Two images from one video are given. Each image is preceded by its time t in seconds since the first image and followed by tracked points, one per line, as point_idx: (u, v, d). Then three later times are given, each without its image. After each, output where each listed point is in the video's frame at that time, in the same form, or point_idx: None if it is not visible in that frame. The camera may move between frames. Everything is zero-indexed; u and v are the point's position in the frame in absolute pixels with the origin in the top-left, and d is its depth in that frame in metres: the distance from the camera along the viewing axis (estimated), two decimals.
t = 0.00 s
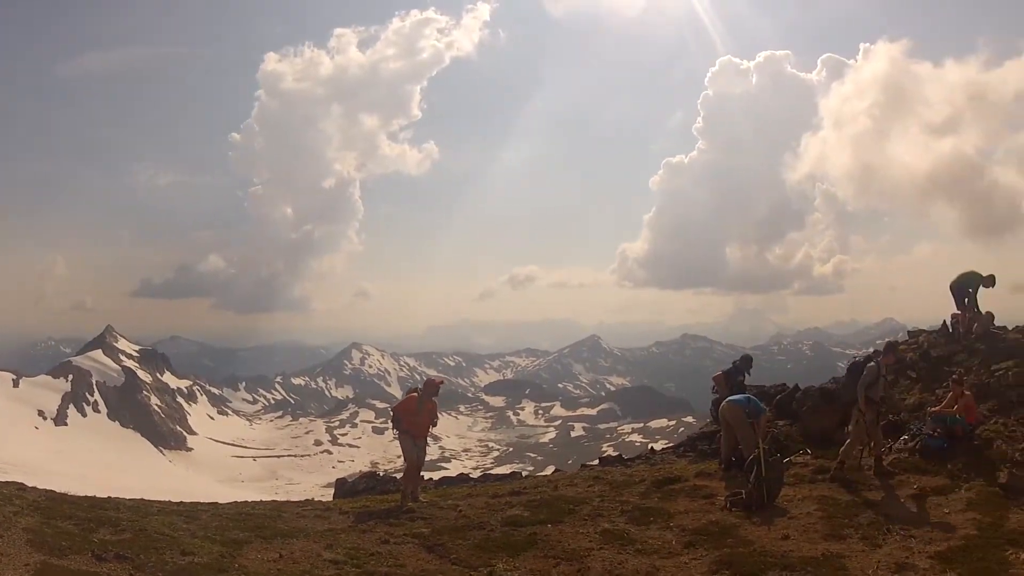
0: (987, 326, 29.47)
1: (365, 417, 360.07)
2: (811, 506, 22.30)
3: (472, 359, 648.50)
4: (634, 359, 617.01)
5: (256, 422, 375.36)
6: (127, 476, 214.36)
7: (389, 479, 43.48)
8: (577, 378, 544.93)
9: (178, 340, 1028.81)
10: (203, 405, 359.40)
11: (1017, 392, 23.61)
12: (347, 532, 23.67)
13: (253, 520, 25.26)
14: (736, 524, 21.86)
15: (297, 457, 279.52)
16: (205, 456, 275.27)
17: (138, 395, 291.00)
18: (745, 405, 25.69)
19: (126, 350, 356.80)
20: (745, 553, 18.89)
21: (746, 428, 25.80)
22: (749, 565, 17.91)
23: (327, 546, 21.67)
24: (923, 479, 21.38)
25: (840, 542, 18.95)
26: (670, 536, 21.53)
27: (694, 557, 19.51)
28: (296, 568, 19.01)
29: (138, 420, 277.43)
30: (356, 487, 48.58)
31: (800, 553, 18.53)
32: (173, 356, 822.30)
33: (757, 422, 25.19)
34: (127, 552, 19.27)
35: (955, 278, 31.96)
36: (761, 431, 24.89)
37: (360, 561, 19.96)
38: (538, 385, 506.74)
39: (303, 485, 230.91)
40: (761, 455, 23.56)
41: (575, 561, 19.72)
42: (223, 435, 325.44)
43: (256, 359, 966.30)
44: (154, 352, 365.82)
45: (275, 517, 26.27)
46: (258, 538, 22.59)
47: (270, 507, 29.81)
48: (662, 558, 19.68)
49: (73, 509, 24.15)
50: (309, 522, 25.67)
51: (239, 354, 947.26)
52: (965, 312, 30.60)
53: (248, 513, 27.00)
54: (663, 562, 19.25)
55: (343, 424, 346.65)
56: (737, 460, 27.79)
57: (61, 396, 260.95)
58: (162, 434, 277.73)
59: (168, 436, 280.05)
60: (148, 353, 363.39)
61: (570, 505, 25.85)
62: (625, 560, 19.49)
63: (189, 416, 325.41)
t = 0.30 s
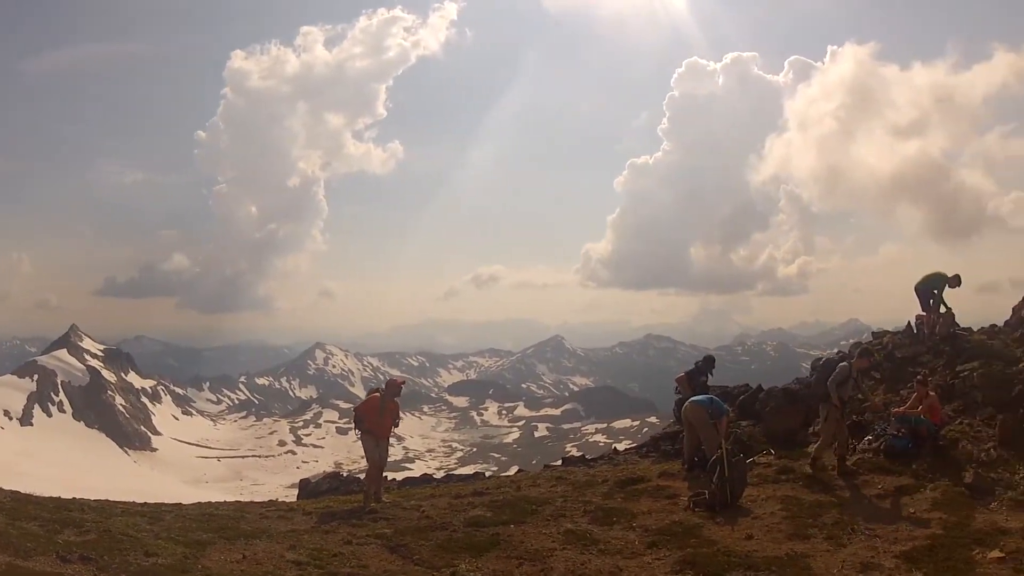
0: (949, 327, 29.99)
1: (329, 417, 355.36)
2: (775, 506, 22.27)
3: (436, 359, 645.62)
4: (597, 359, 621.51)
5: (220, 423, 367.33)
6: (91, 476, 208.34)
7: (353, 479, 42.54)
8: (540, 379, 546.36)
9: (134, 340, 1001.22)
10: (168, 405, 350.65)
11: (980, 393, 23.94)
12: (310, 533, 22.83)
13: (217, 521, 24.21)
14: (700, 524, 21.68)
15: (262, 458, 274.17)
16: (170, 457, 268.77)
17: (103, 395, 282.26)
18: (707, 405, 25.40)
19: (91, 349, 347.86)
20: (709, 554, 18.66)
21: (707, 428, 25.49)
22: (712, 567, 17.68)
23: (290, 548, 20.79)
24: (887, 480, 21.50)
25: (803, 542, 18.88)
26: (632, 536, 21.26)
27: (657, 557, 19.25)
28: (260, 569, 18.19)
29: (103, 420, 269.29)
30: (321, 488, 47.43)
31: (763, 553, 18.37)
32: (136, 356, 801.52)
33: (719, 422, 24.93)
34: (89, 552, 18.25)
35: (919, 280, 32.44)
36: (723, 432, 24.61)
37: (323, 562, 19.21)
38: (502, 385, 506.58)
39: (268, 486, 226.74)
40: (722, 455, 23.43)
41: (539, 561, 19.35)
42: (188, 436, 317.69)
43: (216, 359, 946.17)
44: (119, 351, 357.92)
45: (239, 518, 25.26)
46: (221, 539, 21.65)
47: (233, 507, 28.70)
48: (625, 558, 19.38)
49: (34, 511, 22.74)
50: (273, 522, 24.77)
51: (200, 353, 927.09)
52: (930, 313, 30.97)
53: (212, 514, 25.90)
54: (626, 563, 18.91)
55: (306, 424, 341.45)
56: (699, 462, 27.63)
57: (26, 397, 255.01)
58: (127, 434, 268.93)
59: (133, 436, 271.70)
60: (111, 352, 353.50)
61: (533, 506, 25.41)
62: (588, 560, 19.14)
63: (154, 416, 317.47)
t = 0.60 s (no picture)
0: (911, 330, 30.62)
1: (293, 421, 349.71)
2: (739, 508, 22.20)
3: (400, 363, 641.01)
4: (561, 362, 624.39)
5: (185, 426, 358.75)
6: (57, 484, 202.96)
7: (317, 483, 41.44)
8: (504, 382, 546.36)
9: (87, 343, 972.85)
10: (133, 409, 341.70)
11: (944, 394, 24.31)
12: (274, 537, 21.99)
13: (181, 525, 23.14)
14: (663, 527, 21.47)
15: (226, 461, 268.46)
16: (137, 462, 262.39)
17: (69, 399, 278.49)
18: (670, 407, 25.16)
19: (56, 352, 338.63)
20: (671, 557, 18.44)
21: (670, 431, 25.28)
22: (677, 569, 17.46)
23: (254, 552, 19.97)
24: (853, 482, 21.59)
25: (768, 543, 18.77)
26: (596, 540, 20.95)
27: (622, 560, 18.94)
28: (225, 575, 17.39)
29: (68, 424, 265.75)
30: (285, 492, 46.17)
31: (728, 556, 18.16)
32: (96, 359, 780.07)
33: (682, 424, 24.69)
34: (55, 558, 17.17)
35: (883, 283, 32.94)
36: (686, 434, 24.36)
37: (287, 567, 18.44)
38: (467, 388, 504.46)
39: (233, 490, 222.15)
40: (687, 457, 23.24)
41: (502, 565, 18.89)
42: (153, 439, 309.54)
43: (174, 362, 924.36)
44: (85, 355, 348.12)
45: (203, 522, 24.19)
46: (185, 543, 20.67)
47: (196, 512, 27.54)
48: (590, 561, 19.04)
49: None
50: (237, 527, 23.78)
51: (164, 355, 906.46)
52: (894, 315, 31.42)
53: (176, 519, 24.71)
54: (590, 566, 18.59)
55: (271, 427, 335.54)
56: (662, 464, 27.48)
57: None
58: (93, 438, 265.61)
59: (99, 441, 267.77)
60: (77, 356, 344.66)
61: (496, 509, 25.02)
62: (552, 564, 18.74)
63: (119, 420, 309.22)
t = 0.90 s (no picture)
0: (871, 338, 31.25)
1: (253, 429, 341.99)
2: (699, 515, 22.17)
3: (359, 371, 632.73)
4: (522, 370, 624.29)
5: (146, 434, 347.14)
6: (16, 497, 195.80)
7: (279, 491, 40.27)
8: (463, 391, 543.71)
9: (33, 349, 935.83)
10: (96, 416, 331.11)
11: (905, 401, 24.77)
12: (234, 545, 21.10)
13: (142, 534, 22.08)
14: (623, 535, 21.28)
15: (186, 469, 260.85)
16: (98, 469, 254.25)
17: (30, 407, 269.09)
18: (629, 415, 25.04)
19: (16, 357, 327.16)
20: (631, 564, 18.20)
21: (629, 439, 25.11)
22: None
23: (214, 560, 19.13)
24: (814, 488, 21.75)
25: (728, 551, 18.73)
26: (556, 547, 20.66)
27: (580, 568, 18.62)
28: None
29: (29, 432, 256.67)
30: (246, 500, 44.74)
31: (688, 563, 18.00)
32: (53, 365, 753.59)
33: (642, 432, 24.58)
34: (16, 567, 16.12)
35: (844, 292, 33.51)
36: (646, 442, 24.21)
37: None
38: (427, 396, 500.15)
39: (194, 498, 215.86)
40: (645, 465, 23.13)
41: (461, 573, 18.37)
42: (114, 448, 299.21)
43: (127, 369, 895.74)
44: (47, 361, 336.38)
45: (163, 530, 23.11)
46: (146, 552, 19.67)
47: (156, 519, 26.33)
48: (548, 570, 18.66)
49: None
50: (197, 535, 22.77)
51: (119, 361, 876.75)
52: (854, 323, 32.11)
53: (136, 526, 23.60)
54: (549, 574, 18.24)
55: (231, 435, 327.60)
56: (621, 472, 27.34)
57: None
58: (53, 446, 255.59)
59: (60, 447, 257.53)
60: (38, 362, 333.42)
61: (455, 517, 24.52)
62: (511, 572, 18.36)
63: (81, 428, 299.25)
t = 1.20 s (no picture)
0: (833, 344, 31.78)
1: (216, 433, 334.37)
2: (661, 520, 22.14)
3: (322, 376, 623.68)
4: (486, 374, 623.43)
5: (111, 438, 337.09)
6: None
7: (241, 496, 39.16)
8: (426, 395, 540.45)
9: None
10: (60, 420, 320.91)
11: (868, 406, 25.17)
12: (198, 551, 20.30)
13: (106, 538, 21.13)
14: (586, 539, 21.09)
15: (151, 474, 253.63)
16: (62, 474, 246.68)
17: None
18: (592, 419, 24.90)
19: None
20: (594, 569, 18.01)
21: (591, 443, 24.93)
22: None
23: (177, 566, 18.34)
24: (779, 492, 21.87)
25: (692, 554, 18.69)
26: (519, 552, 20.36)
27: (543, 572, 18.33)
28: None
29: None
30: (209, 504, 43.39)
31: (650, 567, 17.87)
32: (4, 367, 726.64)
33: (603, 438, 24.40)
34: None
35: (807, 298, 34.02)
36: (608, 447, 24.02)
37: None
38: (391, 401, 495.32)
39: (158, 503, 209.82)
40: (608, 471, 23.02)
41: None
42: (80, 452, 289.97)
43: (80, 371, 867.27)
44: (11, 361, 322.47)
45: (126, 535, 22.18)
46: (110, 556, 18.86)
47: (117, 524, 25.28)
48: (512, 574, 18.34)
49: None
50: (159, 540, 21.91)
51: (77, 363, 849.82)
52: (817, 328, 32.56)
53: (98, 531, 22.58)
54: None
55: (195, 439, 319.79)
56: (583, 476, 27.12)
57: None
58: (17, 449, 249.12)
59: (24, 451, 251.50)
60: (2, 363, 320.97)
61: (417, 522, 24.10)
62: None
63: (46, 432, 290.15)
